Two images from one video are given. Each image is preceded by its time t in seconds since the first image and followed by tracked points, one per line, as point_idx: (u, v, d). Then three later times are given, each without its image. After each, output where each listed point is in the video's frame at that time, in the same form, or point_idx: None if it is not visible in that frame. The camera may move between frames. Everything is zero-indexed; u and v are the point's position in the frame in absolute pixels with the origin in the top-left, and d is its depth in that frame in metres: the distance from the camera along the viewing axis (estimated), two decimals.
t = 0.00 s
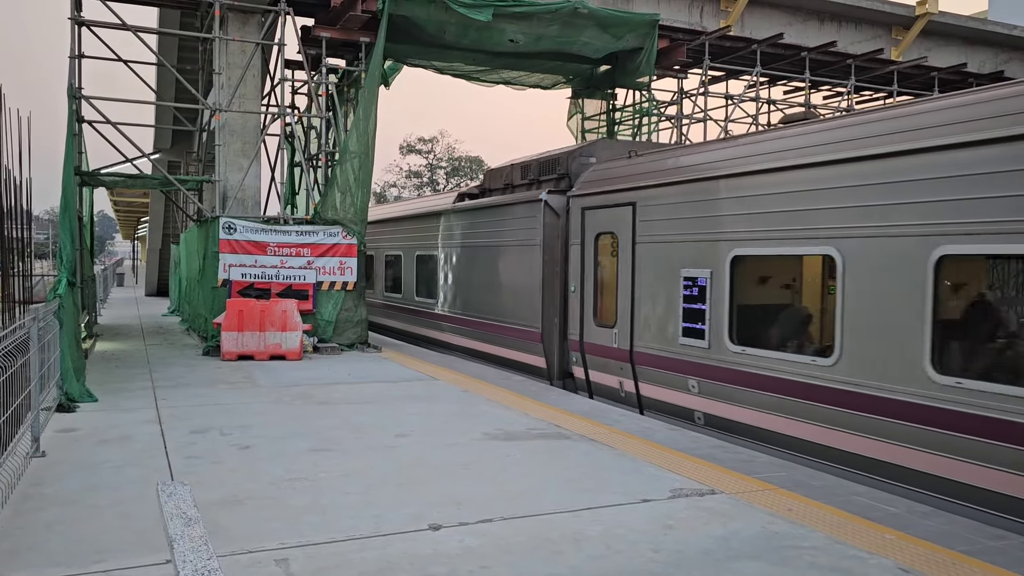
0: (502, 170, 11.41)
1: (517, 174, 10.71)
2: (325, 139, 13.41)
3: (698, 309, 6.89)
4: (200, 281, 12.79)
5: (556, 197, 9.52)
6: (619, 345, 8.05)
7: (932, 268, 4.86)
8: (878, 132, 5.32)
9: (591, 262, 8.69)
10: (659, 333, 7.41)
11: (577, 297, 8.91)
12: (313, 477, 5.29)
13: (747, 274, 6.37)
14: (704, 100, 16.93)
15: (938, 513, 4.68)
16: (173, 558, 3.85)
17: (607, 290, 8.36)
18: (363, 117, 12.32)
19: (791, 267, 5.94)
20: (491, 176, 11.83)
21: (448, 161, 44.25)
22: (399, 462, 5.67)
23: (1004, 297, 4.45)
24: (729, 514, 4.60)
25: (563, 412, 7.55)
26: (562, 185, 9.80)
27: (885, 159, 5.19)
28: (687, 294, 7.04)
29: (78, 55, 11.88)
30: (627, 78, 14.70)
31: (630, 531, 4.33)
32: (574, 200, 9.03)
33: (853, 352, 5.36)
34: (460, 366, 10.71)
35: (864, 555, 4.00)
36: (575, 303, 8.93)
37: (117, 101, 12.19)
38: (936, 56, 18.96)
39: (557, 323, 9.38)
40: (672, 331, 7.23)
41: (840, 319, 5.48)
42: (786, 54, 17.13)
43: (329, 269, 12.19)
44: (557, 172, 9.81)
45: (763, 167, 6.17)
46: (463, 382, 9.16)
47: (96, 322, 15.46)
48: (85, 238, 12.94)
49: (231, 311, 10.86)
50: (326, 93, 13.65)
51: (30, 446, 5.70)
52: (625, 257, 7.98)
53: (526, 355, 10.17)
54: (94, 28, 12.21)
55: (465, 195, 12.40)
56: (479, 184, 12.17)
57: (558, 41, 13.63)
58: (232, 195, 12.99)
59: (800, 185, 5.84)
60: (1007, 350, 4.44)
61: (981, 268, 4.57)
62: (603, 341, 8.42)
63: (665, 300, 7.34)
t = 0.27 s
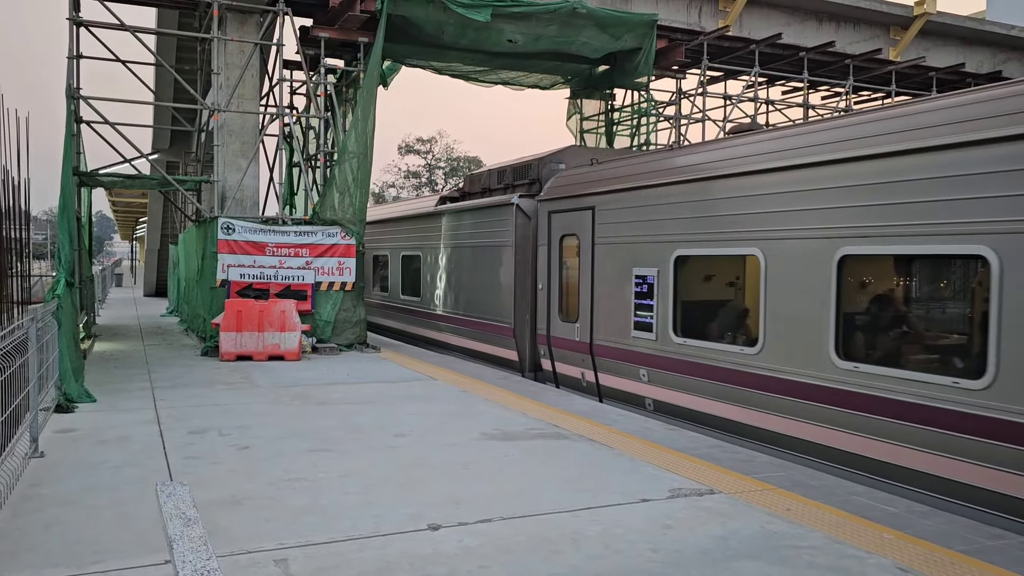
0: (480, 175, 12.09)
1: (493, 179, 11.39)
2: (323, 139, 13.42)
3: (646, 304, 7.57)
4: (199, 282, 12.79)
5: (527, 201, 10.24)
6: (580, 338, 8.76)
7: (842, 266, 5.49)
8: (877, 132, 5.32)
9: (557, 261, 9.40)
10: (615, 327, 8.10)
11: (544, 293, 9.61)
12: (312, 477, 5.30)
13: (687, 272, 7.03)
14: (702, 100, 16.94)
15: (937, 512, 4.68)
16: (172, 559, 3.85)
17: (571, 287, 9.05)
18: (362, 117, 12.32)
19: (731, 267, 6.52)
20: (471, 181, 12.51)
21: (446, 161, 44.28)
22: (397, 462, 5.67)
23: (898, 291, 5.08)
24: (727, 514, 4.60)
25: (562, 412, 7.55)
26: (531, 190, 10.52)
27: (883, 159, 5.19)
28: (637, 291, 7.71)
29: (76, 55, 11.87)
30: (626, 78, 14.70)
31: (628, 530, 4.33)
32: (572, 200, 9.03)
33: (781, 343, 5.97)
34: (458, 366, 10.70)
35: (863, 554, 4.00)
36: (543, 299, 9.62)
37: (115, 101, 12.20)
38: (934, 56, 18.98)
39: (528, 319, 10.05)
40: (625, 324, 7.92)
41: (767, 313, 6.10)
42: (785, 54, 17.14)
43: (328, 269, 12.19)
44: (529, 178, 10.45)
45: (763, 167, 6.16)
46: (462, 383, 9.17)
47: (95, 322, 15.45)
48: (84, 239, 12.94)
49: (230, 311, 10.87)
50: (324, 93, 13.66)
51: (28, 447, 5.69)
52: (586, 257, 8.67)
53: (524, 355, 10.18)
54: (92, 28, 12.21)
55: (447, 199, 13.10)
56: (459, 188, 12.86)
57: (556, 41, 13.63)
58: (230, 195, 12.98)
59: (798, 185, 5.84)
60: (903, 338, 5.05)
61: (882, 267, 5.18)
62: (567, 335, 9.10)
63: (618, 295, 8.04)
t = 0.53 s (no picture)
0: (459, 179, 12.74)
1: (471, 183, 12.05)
2: (322, 140, 13.43)
3: (603, 301, 8.34)
4: (197, 282, 12.79)
5: (500, 205, 10.87)
6: (547, 332, 9.52)
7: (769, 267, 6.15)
8: (875, 132, 5.33)
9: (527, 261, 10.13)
10: (577, 322, 8.84)
11: (516, 291, 10.32)
12: (311, 478, 5.30)
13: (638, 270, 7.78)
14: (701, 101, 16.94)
15: (935, 512, 4.69)
16: (171, 559, 3.85)
17: (539, 286, 9.79)
18: (360, 118, 12.33)
19: (682, 268, 7.13)
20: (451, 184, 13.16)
21: (445, 162, 44.29)
22: (397, 463, 5.67)
23: (815, 291, 5.71)
24: (726, 514, 4.61)
25: (561, 412, 7.56)
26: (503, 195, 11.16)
27: (881, 159, 5.21)
28: (597, 289, 8.48)
29: (75, 56, 11.86)
30: (625, 79, 14.71)
31: (627, 531, 4.33)
32: (571, 200, 9.03)
33: (722, 336, 6.59)
34: (456, 366, 10.71)
35: (861, 554, 4.01)
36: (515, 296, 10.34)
37: (113, 101, 12.19)
38: (932, 57, 18.99)
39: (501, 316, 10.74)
40: (585, 318, 8.69)
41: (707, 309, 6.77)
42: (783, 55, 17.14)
43: (326, 270, 12.19)
44: (504, 183, 11.09)
45: (761, 167, 6.18)
46: (460, 383, 9.18)
47: (93, 323, 15.42)
48: (82, 240, 12.93)
49: (229, 311, 10.86)
50: (323, 94, 13.65)
51: (26, 448, 5.68)
52: (552, 257, 9.40)
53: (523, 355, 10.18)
54: (90, 28, 12.20)
55: (429, 202, 13.79)
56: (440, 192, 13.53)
57: (554, 41, 13.63)
58: (229, 196, 12.98)
59: (798, 185, 5.86)
60: (821, 331, 5.68)
61: (806, 269, 5.80)
62: (536, 330, 9.83)
63: (579, 292, 8.80)
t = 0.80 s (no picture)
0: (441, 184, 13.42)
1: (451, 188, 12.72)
2: (320, 141, 13.42)
3: (567, 298, 9.01)
4: (195, 283, 12.79)
5: (477, 209, 11.53)
6: (518, 327, 10.18)
7: (710, 266, 6.78)
8: (873, 133, 5.33)
9: (500, 261, 10.82)
10: (544, 317, 9.54)
11: (490, 290, 10.98)
12: (309, 478, 5.30)
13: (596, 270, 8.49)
14: (699, 102, 16.95)
15: (933, 513, 4.68)
16: (170, 560, 3.85)
17: (510, 285, 10.46)
18: (359, 119, 12.32)
19: (633, 269, 7.82)
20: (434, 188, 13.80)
21: (443, 162, 44.30)
22: (395, 464, 5.67)
23: (751, 288, 6.30)
24: (724, 514, 4.61)
25: (560, 413, 7.55)
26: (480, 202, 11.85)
27: (879, 159, 5.21)
28: (562, 287, 9.15)
29: (73, 57, 11.86)
30: (623, 80, 14.72)
31: (625, 531, 4.34)
32: (569, 201, 9.04)
33: (663, 329, 7.35)
34: (455, 368, 10.70)
35: (859, 555, 4.01)
36: (488, 295, 10.99)
37: (111, 102, 12.18)
38: (930, 58, 19.01)
39: (476, 314, 11.36)
40: (551, 314, 9.39)
41: (655, 304, 7.44)
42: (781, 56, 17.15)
43: (325, 271, 12.19)
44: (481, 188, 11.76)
45: (761, 167, 6.17)
46: (458, 384, 9.17)
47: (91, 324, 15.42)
48: (80, 241, 12.92)
49: (227, 312, 10.83)
50: (321, 95, 13.65)
51: (24, 449, 5.68)
52: (522, 258, 10.07)
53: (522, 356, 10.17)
54: (89, 29, 12.20)
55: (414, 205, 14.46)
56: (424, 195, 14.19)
57: (553, 43, 13.63)
58: (227, 197, 12.98)
59: (796, 185, 5.86)
60: (747, 323, 6.35)
61: (743, 269, 6.38)
62: (508, 326, 10.49)
63: (546, 290, 9.48)
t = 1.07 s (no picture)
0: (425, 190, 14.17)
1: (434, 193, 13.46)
2: (318, 142, 13.42)
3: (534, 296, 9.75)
4: (194, 284, 12.79)
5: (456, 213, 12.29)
6: (491, 323, 10.93)
7: (658, 268, 7.47)
8: (871, 135, 5.34)
9: (476, 264, 11.54)
10: (514, 314, 10.28)
11: (467, 289, 11.71)
12: (307, 480, 5.30)
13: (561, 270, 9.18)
14: (697, 103, 16.97)
15: (932, 515, 4.68)
16: (168, 561, 3.85)
17: (485, 284, 11.22)
18: (357, 120, 12.32)
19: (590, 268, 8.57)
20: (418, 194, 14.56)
21: (441, 164, 44.33)
22: (393, 465, 5.67)
23: (696, 288, 6.92)
24: (722, 515, 4.62)
25: (558, 415, 7.55)
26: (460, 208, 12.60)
27: (877, 161, 5.22)
28: (529, 286, 9.90)
29: (71, 58, 11.86)
30: (622, 81, 14.73)
31: (624, 532, 4.34)
32: (567, 202, 9.05)
33: (617, 321, 8.06)
34: (453, 369, 10.70)
35: (857, 556, 4.01)
36: (466, 294, 11.70)
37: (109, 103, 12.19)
38: (928, 59, 19.04)
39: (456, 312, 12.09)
40: (520, 312, 10.13)
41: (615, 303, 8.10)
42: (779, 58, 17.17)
43: (323, 272, 12.19)
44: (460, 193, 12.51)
45: (760, 169, 6.18)
46: (456, 386, 9.17)
47: (89, 326, 15.40)
48: (78, 242, 12.93)
49: (225, 314, 10.81)
50: (319, 96, 13.66)
51: (22, 450, 5.68)
52: (495, 259, 10.82)
53: (520, 358, 10.17)
54: (87, 31, 12.21)
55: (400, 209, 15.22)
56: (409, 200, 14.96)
57: (551, 44, 13.63)
58: (225, 198, 12.98)
59: (793, 186, 5.88)
60: (691, 315, 7.01)
61: (691, 270, 6.98)
62: (483, 323, 11.23)
63: (516, 289, 10.21)
